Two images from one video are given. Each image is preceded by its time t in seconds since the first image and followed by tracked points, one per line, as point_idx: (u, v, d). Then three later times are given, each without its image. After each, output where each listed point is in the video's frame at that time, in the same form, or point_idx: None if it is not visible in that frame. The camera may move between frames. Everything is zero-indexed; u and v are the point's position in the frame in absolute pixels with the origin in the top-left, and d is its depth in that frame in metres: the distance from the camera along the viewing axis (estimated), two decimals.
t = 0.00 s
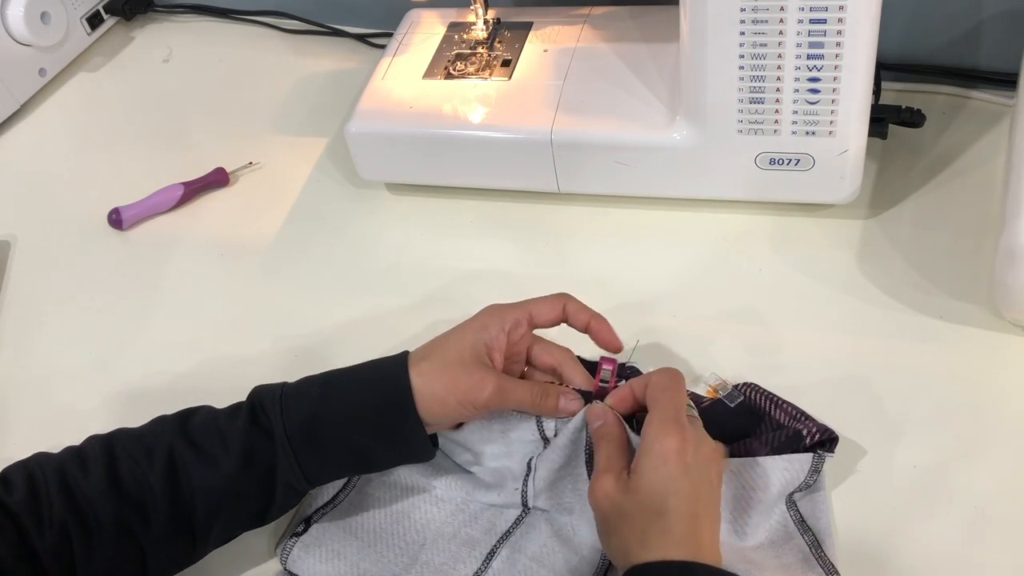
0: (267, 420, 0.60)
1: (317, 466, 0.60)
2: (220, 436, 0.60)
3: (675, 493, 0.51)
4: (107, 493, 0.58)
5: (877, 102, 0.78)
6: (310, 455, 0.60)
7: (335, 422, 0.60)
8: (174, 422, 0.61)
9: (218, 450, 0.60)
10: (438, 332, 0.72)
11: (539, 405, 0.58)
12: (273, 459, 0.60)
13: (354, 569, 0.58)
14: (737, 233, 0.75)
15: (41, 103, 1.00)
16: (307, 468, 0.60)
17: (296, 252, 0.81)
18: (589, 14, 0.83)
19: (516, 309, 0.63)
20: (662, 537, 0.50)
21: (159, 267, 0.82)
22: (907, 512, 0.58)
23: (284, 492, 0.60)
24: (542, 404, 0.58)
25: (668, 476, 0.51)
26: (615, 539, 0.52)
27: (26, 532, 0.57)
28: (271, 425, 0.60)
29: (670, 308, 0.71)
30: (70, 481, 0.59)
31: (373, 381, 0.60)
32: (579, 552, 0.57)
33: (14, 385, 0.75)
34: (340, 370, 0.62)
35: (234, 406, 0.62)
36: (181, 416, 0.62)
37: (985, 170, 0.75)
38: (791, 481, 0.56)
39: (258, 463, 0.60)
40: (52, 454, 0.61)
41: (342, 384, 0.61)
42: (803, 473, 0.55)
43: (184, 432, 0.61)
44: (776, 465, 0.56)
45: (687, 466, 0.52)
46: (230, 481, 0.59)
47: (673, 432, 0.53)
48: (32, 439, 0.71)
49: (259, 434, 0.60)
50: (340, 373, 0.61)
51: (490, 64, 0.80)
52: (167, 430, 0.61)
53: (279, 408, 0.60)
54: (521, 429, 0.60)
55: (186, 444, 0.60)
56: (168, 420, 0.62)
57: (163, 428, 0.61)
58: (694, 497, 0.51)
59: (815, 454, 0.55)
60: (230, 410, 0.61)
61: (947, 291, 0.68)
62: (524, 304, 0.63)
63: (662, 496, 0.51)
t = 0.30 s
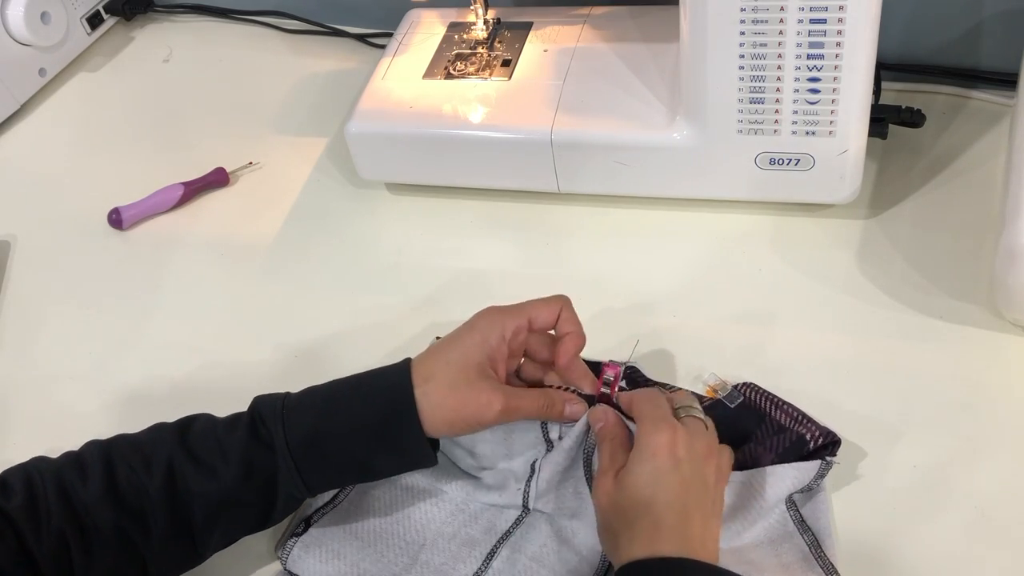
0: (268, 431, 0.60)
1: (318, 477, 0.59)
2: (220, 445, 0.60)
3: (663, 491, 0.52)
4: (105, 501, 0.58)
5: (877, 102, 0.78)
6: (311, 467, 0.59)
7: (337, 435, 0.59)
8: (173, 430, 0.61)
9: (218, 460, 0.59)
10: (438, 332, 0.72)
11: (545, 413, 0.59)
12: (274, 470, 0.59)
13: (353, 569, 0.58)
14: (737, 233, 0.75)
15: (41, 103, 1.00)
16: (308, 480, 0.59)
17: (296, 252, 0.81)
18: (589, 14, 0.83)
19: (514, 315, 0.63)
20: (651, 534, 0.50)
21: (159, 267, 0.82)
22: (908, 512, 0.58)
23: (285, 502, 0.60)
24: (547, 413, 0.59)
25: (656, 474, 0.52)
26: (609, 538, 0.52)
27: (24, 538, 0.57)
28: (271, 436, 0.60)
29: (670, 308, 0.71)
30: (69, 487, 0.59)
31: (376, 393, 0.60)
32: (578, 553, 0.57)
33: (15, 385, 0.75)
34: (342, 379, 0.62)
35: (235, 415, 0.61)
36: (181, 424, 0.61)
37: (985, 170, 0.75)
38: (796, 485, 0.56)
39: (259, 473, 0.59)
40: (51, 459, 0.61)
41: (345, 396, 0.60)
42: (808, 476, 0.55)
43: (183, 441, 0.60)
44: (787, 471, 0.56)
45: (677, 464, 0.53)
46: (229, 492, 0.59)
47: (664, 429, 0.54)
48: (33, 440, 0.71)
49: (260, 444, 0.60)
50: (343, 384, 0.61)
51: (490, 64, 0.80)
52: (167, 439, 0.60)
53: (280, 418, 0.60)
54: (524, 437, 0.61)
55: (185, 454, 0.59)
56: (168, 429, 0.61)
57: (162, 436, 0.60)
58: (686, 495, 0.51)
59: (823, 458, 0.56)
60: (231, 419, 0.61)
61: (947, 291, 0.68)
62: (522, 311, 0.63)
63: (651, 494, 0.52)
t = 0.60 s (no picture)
0: (237, 446, 0.59)
1: (291, 490, 0.59)
2: (189, 460, 0.58)
3: (683, 496, 0.52)
4: (76, 515, 0.57)
5: (877, 102, 0.78)
6: (284, 481, 0.58)
7: (309, 450, 0.58)
8: (142, 443, 0.60)
9: (187, 475, 0.58)
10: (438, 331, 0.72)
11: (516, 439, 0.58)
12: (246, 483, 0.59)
13: (354, 569, 0.59)
14: (736, 233, 0.75)
15: (41, 103, 1.00)
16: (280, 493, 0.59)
17: (296, 252, 0.81)
18: (589, 14, 0.83)
19: (494, 340, 0.60)
20: (673, 540, 0.51)
21: (158, 268, 0.82)
22: (908, 512, 0.58)
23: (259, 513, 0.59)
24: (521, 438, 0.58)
25: (676, 478, 0.52)
26: (626, 537, 0.53)
27: None
28: (241, 450, 0.58)
29: (670, 308, 0.71)
30: (38, 500, 0.58)
31: (348, 408, 0.58)
32: (579, 552, 0.57)
33: (14, 386, 0.75)
34: (313, 390, 0.60)
35: (203, 426, 0.60)
36: (150, 436, 0.60)
37: (985, 170, 0.75)
38: (799, 484, 0.56)
39: (230, 487, 0.58)
40: (22, 468, 0.60)
41: (316, 410, 0.59)
42: (812, 475, 0.55)
43: (152, 454, 0.59)
44: (791, 468, 0.56)
45: (697, 469, 0.52)
46: (202, 506, 0.58)
47: (685, 434, 0.53)
48: (32, 440, 0.70)
49: (230, 458, 0.59)
50: (314, 396, 0.59)
51: (490, 64, 0.80)
52: (135, 453, 0.59)
53: (251, 433, 0.58)
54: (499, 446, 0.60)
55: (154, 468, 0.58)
56: (137, 440, 0.60)
57: (131, 449, 0.59)
58: (706, 500, 0.52)
59: (826, 458, 0.56)
60: (199, 432, 0.59)
61: (948, 291, 0.68)
62: (501, 338, 0.61)
63: (671, 499, 0.52)
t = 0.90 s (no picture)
0: (228, 433, 0.59)
1: (283, 475, 0.59)
2: (180, 450, 0.59)
3: (687, 494, 0.52)
4: (70, 511, 0.57)
5: (877, 102, 0.78)
6: (277, 466, 0.59)
7: (301, 436, 0.58)
8: (133, 435, 0.60)
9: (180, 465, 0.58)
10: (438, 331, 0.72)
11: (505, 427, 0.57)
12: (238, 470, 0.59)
13: (354, 569, 0.59)
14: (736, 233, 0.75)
15: (41, 103, 1.00)
16: (273, 479, 0.59)
17: (296, 252, 0.81)
18: (588, 14, 0.83)
19: (490, 334, 0.59)
20: (678, 539, 0.51)
21: (158, 267, 0.82)
22: (908, 512, 0.58)
23: (251, 499, 0.59)
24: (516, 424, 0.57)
25: (678, 477, 0.52)
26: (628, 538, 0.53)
27: None
28: (233, 437, 0.59)
29: (670, 307, 0.71)
30: (31, 496, 0.57)
31: (337, 392, 0.59)
32: (578, 552, 0.57)
33: (14, 385, 0.75)
34: (301, 377, 0.60)
35: (193, 416, 0.60)
36: (140, 428, 0.60)
37: (985, 170, 0.75)
38: (796, 481, 0.56)
39: (223, 474, 0.59)
40: (14, 467, 0.60)
41: (306, 396, 0.59)
42: (810, 473, 0.55)
43: (142, 446, 0.59)
44: (787, 464, 0.56)
45: (697, 466, 0.52)
46: (196, 496, 0.58)
47: (684, 431, 0.53)
48: (32, 440, 0.70)
49: (221, 446, 0.59)
50: (303, 383, 0.60)
51: (490, 64, 0.80)
52: (126, 445, 0.59)
53: (242, 421, 0.59)
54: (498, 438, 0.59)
55: (146, 459, 0.58)
56: (127, 433, 0.60)
57: (122, 441, 0.59)
58: (709, 499, 0.52)
59: (824, 457, 0.56)
60: (189, 421, 0.60)
61: (948, 291, 0.68)
62: (498, 333, 0.59)
63: (675, 498, 0.52)
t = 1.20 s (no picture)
0: (245, 434, 0.59)
1: (297, 476, 0.59)
2: (197, 451, 0.59)
3: (680, 491, 0.52)
4: (86, 511, 0.57)
5: (877, 102, 0.78)
6: (291, 467, 0.59)
7: (315, 437, 0.58)
8: (151, 437, 0.60)
9: (196, 466, 0.59)
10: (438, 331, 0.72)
11: (521, 402, 0.57)
12: (253, 472, 0.59)
13: (354, 569, 0.59)
14: (736, 233, 0.75)
15: (41, 103, 1.00)
16: (287, 481, 0.59)
17: (296, 252, 0.81)
18: (589, 14, 0.83)
19: (497, 327, 0.61)
20: (671, 535, 0.50)
21: (158, 268, 0.82)
22: (907, 512, 0.58)
23: (265, 502, 0.59)
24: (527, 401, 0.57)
25: (672, 474, 0.52)
26: (623, 538, 0.52)
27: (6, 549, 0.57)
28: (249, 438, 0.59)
29: (670, 307, 0.71)
30: (48, 497, 0.58)
31: (352, 393, 0.59)
32: (578, 551, 0.57)
33: (14, 386, 0.75)
34: (319, 381, 0.61)
35: (211, 420, 0.61)
36: (158, 430, 0.61)
37: (984, 170, 0.75)
38: (794, 482, 0.56)
39: (238, 476, 0.59)
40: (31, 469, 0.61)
41: (322, 398, 0.59)
42: (807, 474, 0.55)
43: (160, 448, 0.60)
44: (784, 466, 0.56)
45: (690, 464, 0.52)
46: (210, 497, 0.58)
47: (678, 428, 0.53)
48: (32, 439, 0.71)
49: (238, 448, 0.59)
50: (319, 387, 0.60)
51: (490, 64, 0.80)
52: (144, 447, 0.60)
53: (258, 422, 0.59)
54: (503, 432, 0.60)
55: (163, 460, 0.59)
56: (145, 435, 0.61)
57: (140, 443, 0.60)
58: (702, 496, 0.52)
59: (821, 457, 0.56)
60: (207, 424, 0.60)
61: (948, 291, 0.68)
62: (504, 324, 0.62)
63: (667, 495, 0.52)
